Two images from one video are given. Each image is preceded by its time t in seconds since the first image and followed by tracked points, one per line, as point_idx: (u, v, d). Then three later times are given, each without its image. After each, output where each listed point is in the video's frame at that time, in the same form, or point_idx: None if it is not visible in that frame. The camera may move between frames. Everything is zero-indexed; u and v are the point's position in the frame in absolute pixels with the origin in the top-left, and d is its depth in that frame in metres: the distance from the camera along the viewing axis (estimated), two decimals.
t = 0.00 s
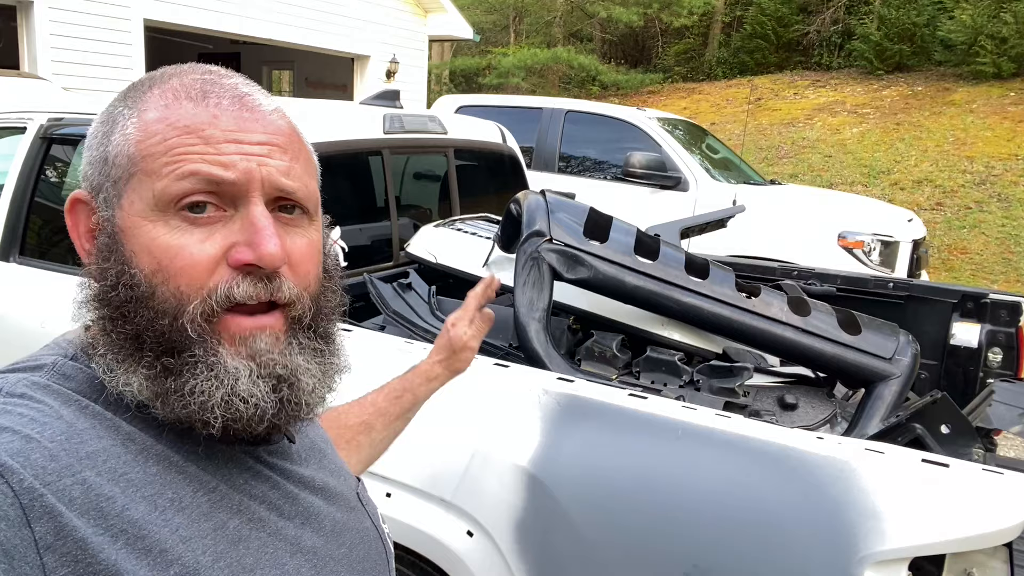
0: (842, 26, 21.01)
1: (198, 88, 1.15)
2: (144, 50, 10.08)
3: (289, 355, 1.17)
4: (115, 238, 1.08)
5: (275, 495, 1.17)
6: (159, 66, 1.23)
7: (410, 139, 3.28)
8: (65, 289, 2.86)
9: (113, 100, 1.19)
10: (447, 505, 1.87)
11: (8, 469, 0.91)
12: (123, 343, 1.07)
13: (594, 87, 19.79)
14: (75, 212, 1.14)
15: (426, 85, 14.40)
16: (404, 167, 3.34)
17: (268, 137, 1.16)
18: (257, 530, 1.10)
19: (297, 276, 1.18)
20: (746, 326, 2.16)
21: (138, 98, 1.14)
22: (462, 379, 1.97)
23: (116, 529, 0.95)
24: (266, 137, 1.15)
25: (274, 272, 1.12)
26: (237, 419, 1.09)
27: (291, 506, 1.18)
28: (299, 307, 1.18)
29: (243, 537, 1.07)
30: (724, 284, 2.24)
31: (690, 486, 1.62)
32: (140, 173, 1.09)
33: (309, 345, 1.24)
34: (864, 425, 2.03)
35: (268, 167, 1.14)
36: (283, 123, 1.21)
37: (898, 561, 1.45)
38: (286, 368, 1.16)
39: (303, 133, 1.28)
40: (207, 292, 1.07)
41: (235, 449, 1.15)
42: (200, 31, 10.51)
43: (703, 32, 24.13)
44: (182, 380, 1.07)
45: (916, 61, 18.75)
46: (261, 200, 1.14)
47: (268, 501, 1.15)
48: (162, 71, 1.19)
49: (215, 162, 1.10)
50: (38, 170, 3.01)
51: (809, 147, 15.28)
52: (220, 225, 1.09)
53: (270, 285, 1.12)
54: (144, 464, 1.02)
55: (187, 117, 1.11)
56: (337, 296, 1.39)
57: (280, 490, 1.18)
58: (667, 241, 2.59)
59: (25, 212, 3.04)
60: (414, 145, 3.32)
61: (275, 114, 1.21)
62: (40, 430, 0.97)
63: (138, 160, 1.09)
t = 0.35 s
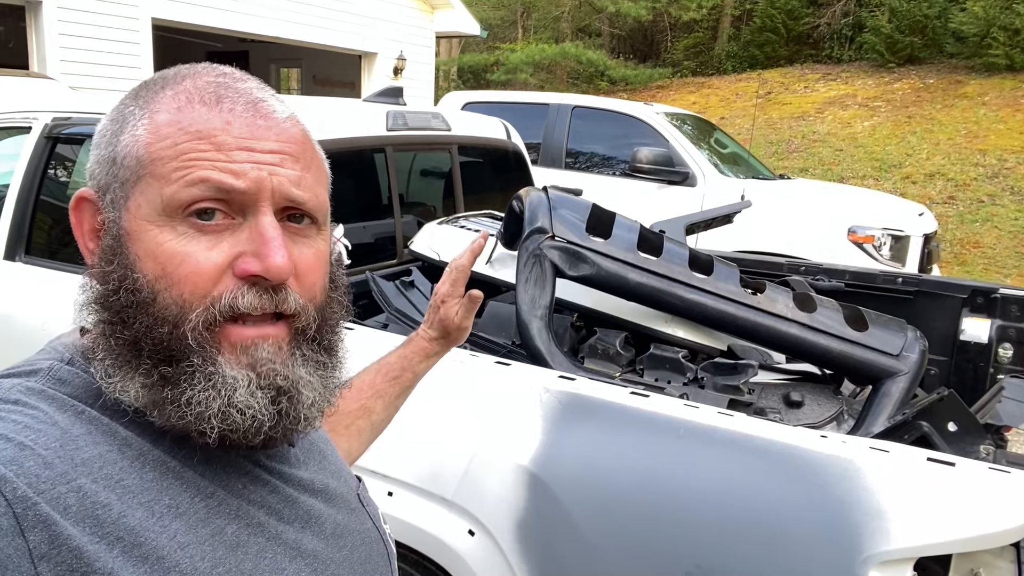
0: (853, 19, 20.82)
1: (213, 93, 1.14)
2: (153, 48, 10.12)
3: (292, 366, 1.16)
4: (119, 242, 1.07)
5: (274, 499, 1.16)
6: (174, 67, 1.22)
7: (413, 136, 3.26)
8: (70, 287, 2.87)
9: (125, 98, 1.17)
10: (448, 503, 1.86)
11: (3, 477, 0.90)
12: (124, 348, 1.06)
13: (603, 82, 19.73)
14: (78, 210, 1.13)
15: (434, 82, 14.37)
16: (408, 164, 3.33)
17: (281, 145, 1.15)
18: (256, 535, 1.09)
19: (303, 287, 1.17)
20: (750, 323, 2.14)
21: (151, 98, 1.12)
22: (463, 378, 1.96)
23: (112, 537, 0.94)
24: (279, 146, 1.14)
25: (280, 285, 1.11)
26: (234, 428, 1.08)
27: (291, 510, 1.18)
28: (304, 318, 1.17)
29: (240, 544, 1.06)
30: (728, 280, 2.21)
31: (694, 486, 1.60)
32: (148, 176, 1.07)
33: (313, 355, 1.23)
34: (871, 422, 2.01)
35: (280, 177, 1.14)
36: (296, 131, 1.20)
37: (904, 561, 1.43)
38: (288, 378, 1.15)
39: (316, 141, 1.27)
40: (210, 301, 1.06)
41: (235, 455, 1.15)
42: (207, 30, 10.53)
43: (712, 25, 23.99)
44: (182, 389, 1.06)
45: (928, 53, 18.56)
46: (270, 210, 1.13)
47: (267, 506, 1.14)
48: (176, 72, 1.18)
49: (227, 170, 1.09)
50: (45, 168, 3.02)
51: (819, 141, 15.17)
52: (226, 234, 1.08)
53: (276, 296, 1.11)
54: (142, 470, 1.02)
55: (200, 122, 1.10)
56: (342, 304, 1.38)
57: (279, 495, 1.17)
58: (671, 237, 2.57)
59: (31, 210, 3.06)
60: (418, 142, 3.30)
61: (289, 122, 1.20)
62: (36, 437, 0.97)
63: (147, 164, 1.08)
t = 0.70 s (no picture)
0: (847, 22, 20.92)
1: (186, 81, 1.16)
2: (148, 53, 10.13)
3: (291, 345, 1.18)
4: (108, 236, 1.09)
5: (274, 499, 1.17)
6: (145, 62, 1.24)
7: (406, 139, 3.28)
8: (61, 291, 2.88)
9: (100, 97, 1.19)
10: (438, 503, 1.87)
11: (3, 478, 0.91)
12: (120, 340, 1.07)
13: (598, 86, 19.77)
14: (64, 211, 1.14)
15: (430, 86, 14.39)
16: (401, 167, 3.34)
17: (259, 128, 1.17)
18: (255, 535, 1.10)
19: (294, 268, 1.20)
20: (739, 323, 2.16)
21: (125, 93, 1.14)
22: (455, 380, 1.97)
23: (111, 537, 0.95)
24: (257, 129, 1.16)
25: (271, 265, 1.13)
26: (238, 412, 1.10)
27: (291, 511, 1.19)
28: (299, 298, 1.19)
29: (240, 544, 1.07)
30: (717, 279, 2.23)
31: (686, 484, 1.61)
32: (130, 169, 1.09)
33: (312, 335, 1.25)
34: (858, 421, 2.03)
35: (261, 160, 1.16)
36: (273, 115, 1.22)
37: (890, 556, 1.45)
38: (288, 357, 1.17)
39: (294, 124, 1.29)
40: (203, 287, 1.07)
41: (234, 453, 1.16)
42: (203, 34, 10.54)
43: (707, 29, 24.06)
44: (180, 375, 1.07)
45: (922, 56, 18.63)
46: (255, 192, 1.15)
47: (267, 506, 1.15)
48: (147, 66, 1.19)
49: (208, 156, 1.11)
50: (40, 171, 3.03)
51: (814, 144, 15.22)
52: (214, 219, 1.10)
53: (268, 278, 1.14)
54: (140, 469, 1.03)
55: (177, 111, 1.11)
56: (336, 286, 1.41)
57: (279, 495, 1.18)
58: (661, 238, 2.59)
59: (24, 211, 3.07)
60: (411, 146, 3.31)
61: (265, 106, 1.22)
62: (36, 437, 0.98)
63: (128, 156, 1.09)
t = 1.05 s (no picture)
0: (844, 25, 20.98)
1: (193, 77, 1.16)
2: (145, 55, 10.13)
3: (286, 348, 1.19)
4: (107, 231, 1.10)
5: (275, 498, 1.17)
6: (157, 55, 1.25)
7: (404, 140, 3.29)
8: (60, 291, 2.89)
9: (110, 89, 1.20)
10: (437, 499, 1.88)
11: None
12: (118, 337, 1.09)
13: (596, 88, 19.79)
14: (71, 204, 1.16)
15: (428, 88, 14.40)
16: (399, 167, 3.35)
17: (264, 127, 1.17)
18: (252, 533, 1.10)
19: (294, 270, 1.20)
20: (734, 320, 2.17)
21: (133, 87, 1.15)
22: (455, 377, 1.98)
23: (106, 531, 0.96)
24: (262, 128, 1.16)
25: (267, 267, 1.13)
26: (228, 415, 1.11)
27: (291, 509, 1.19)
28: (297, 301, 1.19)
29: (235, 542, 1.07)
30: (713, 278, 2.24)
31: (683, 482, 1.62)
32: (132, 164, 1.10)
33: (310, 338, 1.25)
34: (853, 417, 2.04)
35: (264, 159, 1.16)
36: (281, 113, 1.22)
37: (884, 549, 1.46)
38: (282, 361, 1.17)
39: (302, 122, 1.28)
40: (198, 287, 1.08)
41: (233, 451, 1.16)
42: (201, 37, 10.55)
43: (705, 32, 24.12)
44: (170, 376, 1.08)
45: (919, 58, 18.70)
46: (256, 193, 1.15)
47: (266, 504, 1.15)
48: (158, 59, 1.20)
49: (209, 154, 1.11)
50: (37, 173, 3.03)
51: (811, 146, 15.26)
52: (212, 219, 1.11)
53: (265, 280, 1.14)
54: (137, 464, 1.03)
55: (180, 108, 1.12)
56: (340, 287, 1.41)
57: (280, 494, 1.19)
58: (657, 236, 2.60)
59: (23, 213, 3.08)
60: (408, 146, 3.33)
61: (274, 104, 1.22)
62: (34, 428, 0.99)
63: (130, 152, 1.10)
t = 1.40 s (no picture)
0: (839, 29, 21.07)
1: (215, 79, 1.16)
2: (142, 58, 10.15)
3: (304, 358, 1.19)
4: (127, 234, 1.10)
5: (284, 502, 1.17)
6: (175, 54, 1.25)
7: (405, 142, 3.30)
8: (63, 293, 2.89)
9: (129, 88, 1.20)
10: (441, 500, 1.88)
11: (6, 468, 0.92)
12: (137, 342, 1.09)
13: (592, 92, 19.83)
14: (88, 203, 1.16)
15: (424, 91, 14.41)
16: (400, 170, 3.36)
17: (284, 131, 1.17)
18: (260, 537, 1.10)
19: (312, 278, 1.20)
20: (738, 321, 2.18)
21: (153, 87, 1.15)
22: (460, 379, 1.99)
23: (111, 533, 0.95)
24: (282, 132, 1.16)
25: (288, 275, 1.13)
26: (247, 425, 1.11)
27: (299, 514, 1.18)
28: (315, 311, 1.19)
29: (241, 545, 1.07)
30: (716, 279, 2.25)
31: (689, 484, 1.62)
32: (152, 167, 1.10)
33: (325, 348, 1.25)
34: (856, 418, 2.05)
35: (284, 165, 1.16)
36: (301, 116, 1.22)
37: (888, 550, 1.46)
38: (300, 372, 1.18)
39: (321, 126, 1.29)
40: (220, 296, 1.08)
41: (243, 455, 1.16)
42: (197, 40, 10.55)
43: (700, 36, 24.18)
44: (192, 386, 1.08)
45: (913, 62, 18.80)
46: (275, 198, 1.15)
47: (274, 508, 1.15)
48: (178, 59, 1.20)
49: (230, 159, 1.11)
50: (36, 177, 3.03)
51: (807, 150, 15.30)
52: (232, 224, 1.11)
53: (285, 289, 1.14)
54: (145, 466, 1.03)
55: (202, 110, 1.12)
56: (354, 294, 1.41)
57: (290, 498, 1.18)
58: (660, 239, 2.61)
59: (23, 217, 3.07)
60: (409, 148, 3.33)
61: (294, 107, 1.22)
62: (41, 428, 0.99)
63: (151, 154, 1.11)
